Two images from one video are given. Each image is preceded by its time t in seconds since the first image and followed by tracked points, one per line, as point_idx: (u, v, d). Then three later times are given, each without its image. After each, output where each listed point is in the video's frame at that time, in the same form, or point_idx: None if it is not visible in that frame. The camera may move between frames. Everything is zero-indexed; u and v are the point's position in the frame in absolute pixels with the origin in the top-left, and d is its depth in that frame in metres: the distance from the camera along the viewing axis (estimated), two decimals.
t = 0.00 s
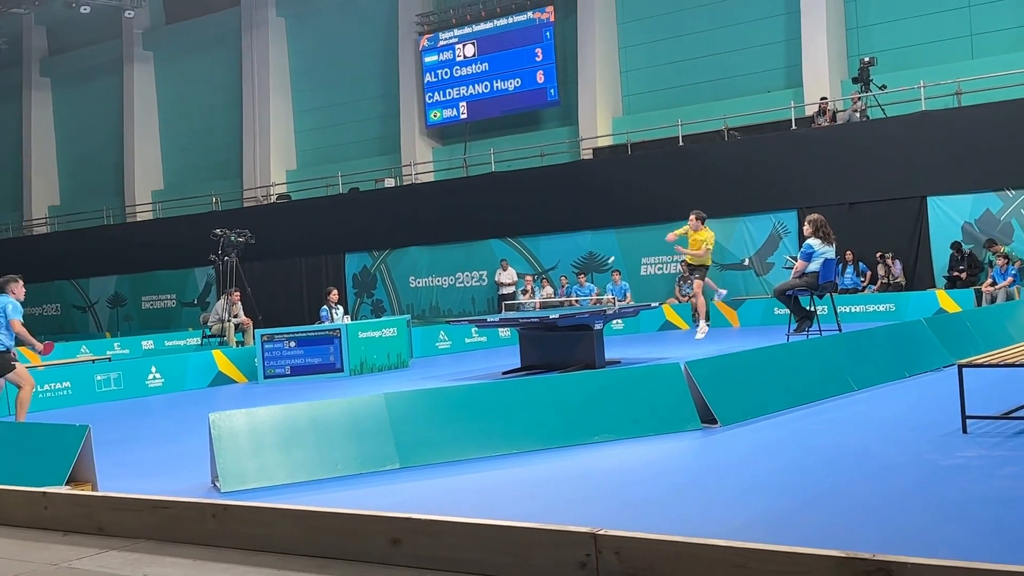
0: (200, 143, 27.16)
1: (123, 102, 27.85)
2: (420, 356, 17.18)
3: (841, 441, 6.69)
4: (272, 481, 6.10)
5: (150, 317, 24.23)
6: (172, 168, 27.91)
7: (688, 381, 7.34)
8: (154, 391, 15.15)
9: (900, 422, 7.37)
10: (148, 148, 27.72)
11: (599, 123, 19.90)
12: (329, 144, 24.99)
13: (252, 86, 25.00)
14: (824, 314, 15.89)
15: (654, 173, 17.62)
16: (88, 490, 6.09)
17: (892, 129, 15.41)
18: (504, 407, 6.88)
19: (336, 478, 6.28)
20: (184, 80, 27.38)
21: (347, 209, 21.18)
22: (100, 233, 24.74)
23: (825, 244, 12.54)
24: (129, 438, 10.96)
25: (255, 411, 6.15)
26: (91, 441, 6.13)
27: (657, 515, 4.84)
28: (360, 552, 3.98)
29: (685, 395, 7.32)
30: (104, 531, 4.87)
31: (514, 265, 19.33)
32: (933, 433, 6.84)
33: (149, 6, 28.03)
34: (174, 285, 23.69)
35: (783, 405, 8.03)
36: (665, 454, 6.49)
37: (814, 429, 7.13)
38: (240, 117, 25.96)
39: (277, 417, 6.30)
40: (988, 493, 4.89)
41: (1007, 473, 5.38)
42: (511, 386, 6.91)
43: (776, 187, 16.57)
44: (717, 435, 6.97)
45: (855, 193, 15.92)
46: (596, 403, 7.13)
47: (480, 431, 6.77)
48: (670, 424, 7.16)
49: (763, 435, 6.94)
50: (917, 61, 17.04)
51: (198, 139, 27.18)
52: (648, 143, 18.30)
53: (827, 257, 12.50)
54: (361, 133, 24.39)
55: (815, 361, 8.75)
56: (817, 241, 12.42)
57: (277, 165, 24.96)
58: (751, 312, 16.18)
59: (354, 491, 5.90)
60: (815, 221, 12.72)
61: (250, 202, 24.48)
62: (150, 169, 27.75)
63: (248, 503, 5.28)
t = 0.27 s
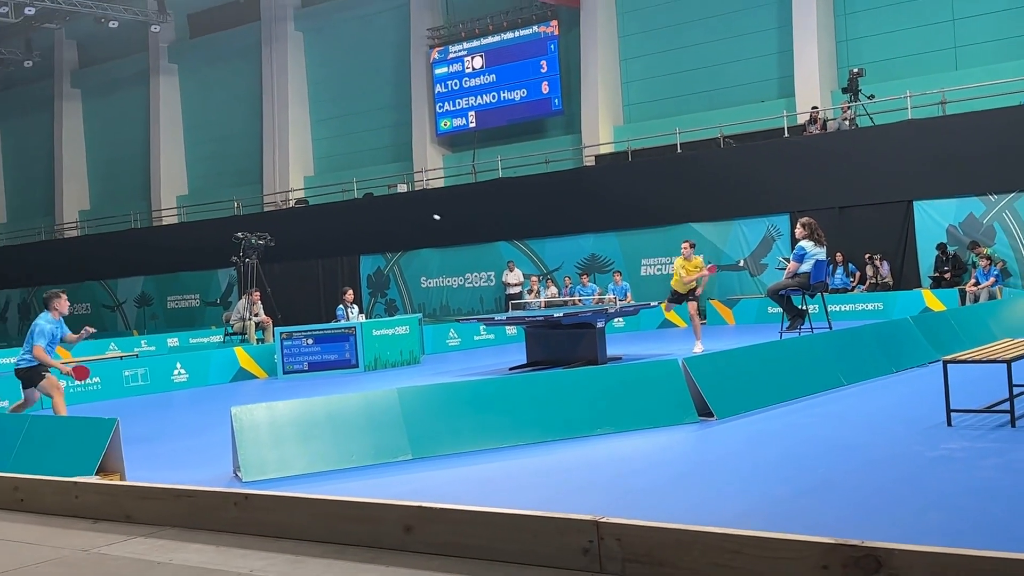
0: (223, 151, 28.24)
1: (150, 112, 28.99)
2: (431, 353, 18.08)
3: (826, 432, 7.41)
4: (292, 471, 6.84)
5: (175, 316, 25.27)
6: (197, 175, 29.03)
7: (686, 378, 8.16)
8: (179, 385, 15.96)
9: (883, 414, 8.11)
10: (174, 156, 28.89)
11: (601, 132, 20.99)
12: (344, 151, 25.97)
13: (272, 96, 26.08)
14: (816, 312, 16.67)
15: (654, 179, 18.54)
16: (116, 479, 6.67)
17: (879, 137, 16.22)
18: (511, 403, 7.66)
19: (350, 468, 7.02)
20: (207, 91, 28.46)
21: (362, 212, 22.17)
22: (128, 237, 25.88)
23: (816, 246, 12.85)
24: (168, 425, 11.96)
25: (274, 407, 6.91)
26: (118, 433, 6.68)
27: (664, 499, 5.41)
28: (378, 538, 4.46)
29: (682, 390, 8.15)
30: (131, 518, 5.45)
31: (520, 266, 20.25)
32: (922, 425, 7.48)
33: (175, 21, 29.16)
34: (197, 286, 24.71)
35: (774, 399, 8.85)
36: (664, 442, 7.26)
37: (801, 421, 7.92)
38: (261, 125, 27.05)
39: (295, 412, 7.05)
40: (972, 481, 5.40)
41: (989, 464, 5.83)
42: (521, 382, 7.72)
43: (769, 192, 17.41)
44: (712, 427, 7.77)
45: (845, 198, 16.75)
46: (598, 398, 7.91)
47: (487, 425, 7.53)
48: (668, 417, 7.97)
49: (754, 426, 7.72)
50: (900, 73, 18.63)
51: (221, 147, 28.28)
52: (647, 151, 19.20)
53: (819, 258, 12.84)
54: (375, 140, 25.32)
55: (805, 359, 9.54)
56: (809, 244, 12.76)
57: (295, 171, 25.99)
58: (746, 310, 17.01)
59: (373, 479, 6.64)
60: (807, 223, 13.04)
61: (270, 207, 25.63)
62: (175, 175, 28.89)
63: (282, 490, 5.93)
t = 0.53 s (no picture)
0: (233, 156, 28.71)
1: (162, 119, 29.50)
2: (438, 353, 18.47)
3: (823, 430, 7.75)
4: (303, 469, 7.19)
5: (187, 318, 25.74)
6: (207, 179, 29.52)
7: (687, 377, 8.53)
8: (191, 384, 16.37)
9: (880, 413, 8.43)
10: (186, 161, 29.39)
11: (603, 137, 21.42)
12: (351, 155, 26.43)
13: (281, 102, 26.60)
14: (815, 313, 17.00)
15: (655, 183, 18.93)
16: (130, 477, 6.91)
17: (876, 142, 16.55)
18: (514, 403, 8.04)
19: (359, 465, 7.38)
20: (218, 98, 28.96)
21: (369, 216, 22.60)
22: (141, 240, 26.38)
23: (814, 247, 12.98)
24: (186, 422, 12.37)
25: (283, 406, 7.27)
26: (132, 432, 6.93)
27: (672, 497, 5.72)
28: (383, 535, 4.55)
29: (683, 391, 8.53)
30: (144, 515, 5.45)
31: (525, 268, 20.65)
32: (918, 424, 7.79)
33: (186, 29, 29.66)
34: (208, 288, 25.14)
35: (772, 399, 9.22)
36: (667, 441, 7.62)
37: (797, 420, 8.28)
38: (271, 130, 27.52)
39: (304, 413, 7.41)
40: (964, 480, 5.73)
41: (985, 462, 6.19)
42: (526, 382, 8.09)
43: (768, 195, 17.78)
44: (712, 426, 8.13)
45: (843, 201, 17.09)
46: (602, 397, 8.28)
47: (491, 425, 7.89)
48: (669, 416, 8.34)
49: (753, 425, 8.09)
50: (897, 78, 19.04)
51: (232, 152, 28.75)
52: (649, 155, 19.59)
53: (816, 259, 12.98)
54: (382, 145, 25.75)
55: (803, 360, 9.90)
56: (807, 245, 12.89)
57: (304, 176, 26.46)
58: (746, 311, 17.36)
59: (384, 476, 7.00)
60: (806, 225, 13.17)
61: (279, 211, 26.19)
62: (187, 180, 29.39)
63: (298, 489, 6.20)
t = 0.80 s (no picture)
0: (236, 160, 28.75)
1: (166, 122, 29.56)
2: (440, 356, 18.50)
3: (825, 434, 7.76)
4: (306, 472, 7.20)
5: (190, 321, 25.81)
6: (210, 183, 29.57)
7: (690, 380, 8.55)
8: (194, 388, 16.25)
9: (882, 417, 8.45)
10: (188, 164, 29.44)
11: (606, 140, 21.47)
12: (354, 158, 26.48)
13: (284, 105, 26.66)
14: (817, 316, 16.99)
15: (657, 187, 18.96)
16: (133, 481, 6.90)
17: (877, 145, 16.56)
18: (517, 406, 8.05)
19: (362, 468, 7.39)
20: (221, 101, 29.01)
21: (371, 219, 22.64)
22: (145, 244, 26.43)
23: (817, 250, 12.92)
24: (189, 425, 12.39)
25: (286, 410, 7.27)
26: (134, 436, 6.92)
27: (674, 500, 5.74)
28: (386, 539, 4.56)
29: (685, 394, 8.54)
30: (147, 519, 5.46)
31: (527, 271, 20.67)
32: (920, 427, 7.80)
33: (189, 32, 29.70)
34: (211, 292, 25.19)
35: (775, 402, 9.24)
36: (670, 444, 7.63)
37: (800, 423, 8.30)
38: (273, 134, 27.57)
39: (307, 416, 7.41)
40: (966, 483, 5.73)
41: (987, 465, 6.21)
42: (529, 385, 8.11)
43: (770, 199, 17.80)
44: (715, 429, 8.15)
45: (845, 204, 17.10)
46: (605, 401, 8.30)
47: (494, 428, 7.91)
48: (672, 419, 8.36)
49: (755, 429, 8.10)
50: (901, 81, 19.02)
51: (234, 155, 28.80)
52: (651, 158, 19.61)
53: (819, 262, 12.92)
54: (385, 148, 25.80)
55: (806, 363, 9.92)
56: (809, 248, 12.85)
57: (306, 179, 26.53)
58: (748, 315, 17.36)
59: (387, 479, 7.02)
60: (808, 228, 13.16)
61: (282, 214, 26.25)
62: (189, 183, 29.44)
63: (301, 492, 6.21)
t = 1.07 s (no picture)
0: (237, 166, 28.79)
1: (166, 128, 29.61)
2: (440, 361, 18.48)
3: (826, 439, 7.75)
4: (306, 477, 7.21)
5: (190, 326, 25.83)
6: (211, 189, 29.60)
7: (690, 385, 8.55)
8: (195, 394, 16.23)
9: (883, 421, 8.44)
10: (189, 170, 29.47)
11: (606, 145, 21.50)
12: (354, 163, 26.51)
13: (285, 111, 26.70)
14: (817, 321, 16.98)
15: (657, 192, 18.98)
16: (132, 486, 6.87)
17: (877, 150, 16.57)
18: (517, 411, 8.05)
19: (363, 474, 7.39)
20: (222, 107, 29.05)
21: (372, 224, 22.65)
22: (145, 249, 26.47)
23: (817, 255, 12.92)
24: (189, 431, 12.37)
25: (286, 415, 7.27)
26: (134, 441, 6.91)
27: (675, 506, 5.72)
28: (387, 545, 4.55)
29: (686, 399, 8.54)
30: (146, 524, 5.45)
31: (527, 276, 20.60)
32: (922, 432, 7.80)
33: (190, 38, 29.74)
34: (211, 297, 25.22)
35: (776, 407, 9.23)
36: (671, 449, 7.62)
37: (801, 428, 8.29)
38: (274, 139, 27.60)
39: (307, 422, 7.41)
40: (967, 488, 5.72)
41: (987, 470, 6.20)
42: (529, 390, 8.11)
43: (770, 204, 17.80)
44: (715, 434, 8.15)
45: (845, 209, 17.11)
46: (605, 406, 8.29)
47: (494, 433, 7.90)
48: (673, 424, 8.35)
49: (756, 434, 8.09)
50: (901, 86, 19.03)
51: (235, 160, 28.84)
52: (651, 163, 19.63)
53: (819, 267, 12.91)
54: (385, 153, 25.83)
55: (807, 368, 9.91)
56: (809, 253, 12.85)
57: (307, 184, 26.55)
58: (748, 319, 17.36)
59: (388, 485, 7.01)
60: (809, 234, 13.16)
61: (282, 220, 26.27)
62: (190, 189, 29.48)
63: (301, 497, 6.21)
